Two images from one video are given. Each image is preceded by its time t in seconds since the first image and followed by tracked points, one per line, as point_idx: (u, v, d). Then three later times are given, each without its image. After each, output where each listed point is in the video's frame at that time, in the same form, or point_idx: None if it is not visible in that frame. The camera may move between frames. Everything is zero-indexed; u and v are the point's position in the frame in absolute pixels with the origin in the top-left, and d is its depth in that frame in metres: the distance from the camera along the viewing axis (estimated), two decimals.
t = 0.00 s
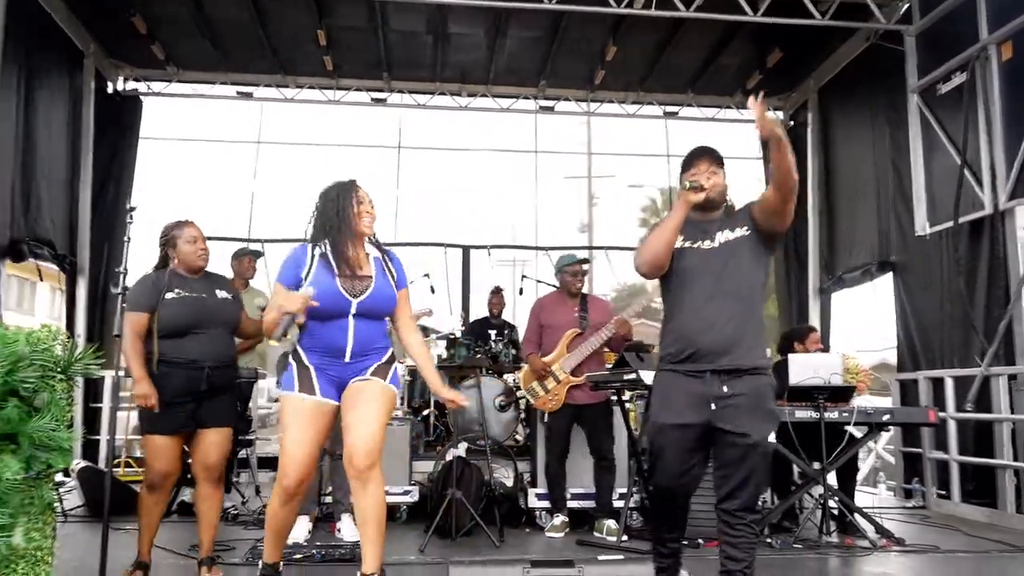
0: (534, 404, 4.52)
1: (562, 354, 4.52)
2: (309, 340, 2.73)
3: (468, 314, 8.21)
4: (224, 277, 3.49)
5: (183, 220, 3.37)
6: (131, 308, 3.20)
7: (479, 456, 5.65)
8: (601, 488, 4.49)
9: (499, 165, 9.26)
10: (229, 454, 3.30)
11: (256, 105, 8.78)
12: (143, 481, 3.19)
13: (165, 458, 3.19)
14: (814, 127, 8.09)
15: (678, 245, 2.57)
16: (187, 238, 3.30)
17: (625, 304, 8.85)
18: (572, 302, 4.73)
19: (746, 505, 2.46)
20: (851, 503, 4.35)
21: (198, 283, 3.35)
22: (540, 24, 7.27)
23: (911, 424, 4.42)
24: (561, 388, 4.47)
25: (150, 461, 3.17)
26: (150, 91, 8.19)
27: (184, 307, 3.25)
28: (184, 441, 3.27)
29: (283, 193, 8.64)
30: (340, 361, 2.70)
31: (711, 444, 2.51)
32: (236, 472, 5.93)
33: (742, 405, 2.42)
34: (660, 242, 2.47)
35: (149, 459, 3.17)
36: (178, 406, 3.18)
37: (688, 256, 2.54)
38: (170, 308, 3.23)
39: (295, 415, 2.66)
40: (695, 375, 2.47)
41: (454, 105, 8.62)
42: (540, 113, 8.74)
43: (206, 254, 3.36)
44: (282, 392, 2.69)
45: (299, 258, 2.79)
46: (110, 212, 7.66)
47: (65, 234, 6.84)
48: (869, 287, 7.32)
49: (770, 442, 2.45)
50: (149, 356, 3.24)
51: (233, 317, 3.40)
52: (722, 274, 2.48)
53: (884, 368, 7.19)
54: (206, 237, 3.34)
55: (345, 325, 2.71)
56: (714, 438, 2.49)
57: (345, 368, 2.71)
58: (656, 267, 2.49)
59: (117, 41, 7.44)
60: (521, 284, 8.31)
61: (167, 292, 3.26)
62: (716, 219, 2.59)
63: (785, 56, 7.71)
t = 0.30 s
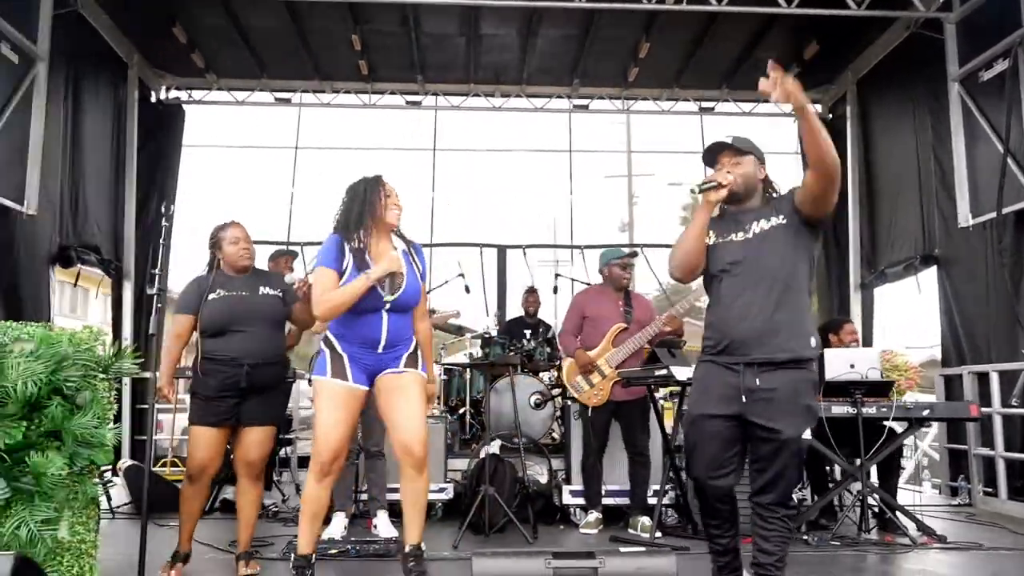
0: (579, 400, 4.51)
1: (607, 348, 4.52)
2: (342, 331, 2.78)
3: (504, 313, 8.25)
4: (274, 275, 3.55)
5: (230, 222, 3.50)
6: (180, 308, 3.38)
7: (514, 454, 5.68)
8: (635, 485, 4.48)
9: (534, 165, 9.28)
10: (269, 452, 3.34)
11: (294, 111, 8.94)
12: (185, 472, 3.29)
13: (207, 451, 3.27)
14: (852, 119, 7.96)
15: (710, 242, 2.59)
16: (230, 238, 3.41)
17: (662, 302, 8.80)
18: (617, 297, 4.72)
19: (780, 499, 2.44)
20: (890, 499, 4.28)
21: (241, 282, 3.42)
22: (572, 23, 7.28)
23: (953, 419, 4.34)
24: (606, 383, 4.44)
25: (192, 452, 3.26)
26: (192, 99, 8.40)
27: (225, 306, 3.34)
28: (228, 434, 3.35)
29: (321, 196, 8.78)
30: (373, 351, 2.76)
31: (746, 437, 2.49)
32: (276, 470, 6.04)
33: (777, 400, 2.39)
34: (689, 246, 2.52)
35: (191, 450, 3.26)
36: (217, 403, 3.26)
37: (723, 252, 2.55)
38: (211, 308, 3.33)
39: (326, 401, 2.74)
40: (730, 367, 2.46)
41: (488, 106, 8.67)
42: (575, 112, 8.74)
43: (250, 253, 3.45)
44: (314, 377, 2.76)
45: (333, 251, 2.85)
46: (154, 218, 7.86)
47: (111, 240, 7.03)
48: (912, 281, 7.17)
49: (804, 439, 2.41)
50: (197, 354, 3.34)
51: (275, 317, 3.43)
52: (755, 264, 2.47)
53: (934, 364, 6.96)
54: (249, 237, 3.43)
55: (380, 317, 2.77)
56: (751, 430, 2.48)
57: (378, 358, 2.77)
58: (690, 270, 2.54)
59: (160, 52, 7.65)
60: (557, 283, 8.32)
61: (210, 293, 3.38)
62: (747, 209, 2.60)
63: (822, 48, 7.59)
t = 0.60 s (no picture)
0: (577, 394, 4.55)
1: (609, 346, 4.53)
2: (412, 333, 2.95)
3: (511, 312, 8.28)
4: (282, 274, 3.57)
5: (239, 222, 3.53)
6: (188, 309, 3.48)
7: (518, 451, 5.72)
8: (636, 481, 4.51)
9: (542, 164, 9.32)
10: (274, 450, 3.40)
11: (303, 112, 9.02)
12: (190, 468, 3.34)
13: (213, 448, 3.32)
14: (859, 116, 7.95)
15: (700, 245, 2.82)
16: (236, 239, 3.44)
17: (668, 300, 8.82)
18: (624, 295, 4.71)
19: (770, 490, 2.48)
20: (891, 495, 4.28)
21: (242, 283, 3.46)
22: (576, 22, 7.31)
23: (954, 416, 4.33)
24: (604, 380, 4.47)
25: (198, 448, 3.31)
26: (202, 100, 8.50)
27: (222, 306, 3.39)
28: (234, 431, 3.41)
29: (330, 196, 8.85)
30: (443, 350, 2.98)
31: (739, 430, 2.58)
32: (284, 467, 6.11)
33: (759, 392, 2.51)
34: (670, 254, 2.86)
35: (197, 447, 3.32)
36: (218, 398, 3.32)
37: (706, 255, 2.75)
38: (211, 307, 3.40)
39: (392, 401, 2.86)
40: (718, 364, 2.61)
41: (495, 105, 8.72)
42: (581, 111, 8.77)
43: (257, 254, 3.47)
44: (382, 377, 2.88)
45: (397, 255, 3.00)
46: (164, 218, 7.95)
47: (120, 240, 7.13)
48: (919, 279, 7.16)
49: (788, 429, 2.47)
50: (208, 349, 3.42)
51: (273, 317, 3.44)
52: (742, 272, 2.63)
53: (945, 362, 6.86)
54: (254, 238, 3.45)
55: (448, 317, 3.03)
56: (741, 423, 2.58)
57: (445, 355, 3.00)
58: (678, 275, 2.86)
59: (170, 53, 7.74)
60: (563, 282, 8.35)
61: (211, 294, 3.44)
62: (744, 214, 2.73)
63: (827, 45, 7.59)
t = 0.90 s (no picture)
0: (567, 386, 4.61)
1: (594, 336, 4.59)
2: (481, 312, 3.27)
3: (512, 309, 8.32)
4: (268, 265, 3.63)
5: (238, 212, 3.62)
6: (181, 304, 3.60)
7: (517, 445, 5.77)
8: (631, 473, 4.55)
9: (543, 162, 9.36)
10: (262, 436, 3.47)
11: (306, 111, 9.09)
12: (180, 451, 3.38)
13: (203, 431, 3.38)
14: (859, 112, 7.96)
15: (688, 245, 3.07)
16: (231, 227, 3.52)
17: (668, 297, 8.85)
18: (608, 287, 4.81)
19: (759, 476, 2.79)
20: (885, 487, 4.31)
21: (227, 273, 3.54)
22: (576, 19, 7.34)
23: (948, 408, 4.35)
24: (592, 371, 4.53)
25: (188, 433, 3.36)
26: (206, 100, 8.57)
27: (207, 298, 3.49)
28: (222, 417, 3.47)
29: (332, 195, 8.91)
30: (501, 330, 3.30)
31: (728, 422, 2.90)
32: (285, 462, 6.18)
33: (743, 380, 2.82)
34: (664, 257, 3.13)
35: (186, 431, 3.37)
36: (206, 387, 3.40)
37: (695, 255, 3.03)
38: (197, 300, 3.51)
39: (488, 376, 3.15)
40: (706, 359, 2.93)
41: (496, 104, 8.76)
42: (582, 108, 8.80)
43: (250, 244, 3.53)
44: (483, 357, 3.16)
45: (467, 238, 3.29)
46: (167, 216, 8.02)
47: (124, 238, 7.20)
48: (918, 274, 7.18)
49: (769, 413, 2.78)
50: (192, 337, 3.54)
51: (252, 307, 3.48)
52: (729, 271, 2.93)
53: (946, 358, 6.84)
54: (249, 228, 3.53)
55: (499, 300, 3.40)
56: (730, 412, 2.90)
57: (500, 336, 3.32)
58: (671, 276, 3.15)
59: (173, 54, 7.81)
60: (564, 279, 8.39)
61: (201, 285, 3.55)
62: (731, 215, 3.00)
63: (827, 42, 7.61)
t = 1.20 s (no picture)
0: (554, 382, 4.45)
1: (578, 331, 4.55)
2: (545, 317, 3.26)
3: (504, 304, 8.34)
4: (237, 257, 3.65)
5: (214, 204, 3.64)
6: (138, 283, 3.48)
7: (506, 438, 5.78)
8: (617, 464, 4.57)
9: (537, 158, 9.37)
10: (231, 424, 3.48)
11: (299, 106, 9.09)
12: (157, 444, 3.45)
13: (175, 422, 3.42)
14: (852, 109, 7.97)
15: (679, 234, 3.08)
16: (208, 218, 3.54)
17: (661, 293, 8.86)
18: (590, 281, 4.83)
19: (755, 467, 2.85)
20: (870, 479, 4.32)
21: (198, 261, 3.55)
22: (568, 14, 7.35)
23: (931, 400, 4.37)
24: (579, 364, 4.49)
25: (161, 425, 3.41)
26: (199, 94, 8.57)
27: (173, 282, 3.49)
28: (191, 408, 3.49)
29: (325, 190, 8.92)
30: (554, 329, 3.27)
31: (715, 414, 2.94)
32: (274, 454, 6.18)
33: (728, 366, 2.86)
34: (652, 246, 3.12)
35: (160, 424, 3.42)
36: (168, 373, 3.40)
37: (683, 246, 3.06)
38: (164, 284, 3.51)
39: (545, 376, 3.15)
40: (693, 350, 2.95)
41: (490, 99, 8.76)
42: (575, 104, 8.80)
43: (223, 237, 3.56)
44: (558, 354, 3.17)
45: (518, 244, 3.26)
46: (160, 210, 8.04)
47: (116, 231, 7.21)
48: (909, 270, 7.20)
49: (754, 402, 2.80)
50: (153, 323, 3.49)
51: (219, 297, 3.50)
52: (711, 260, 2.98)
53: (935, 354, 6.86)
54: (226, 221, 3.56)
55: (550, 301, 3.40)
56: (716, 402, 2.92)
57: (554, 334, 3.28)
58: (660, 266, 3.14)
59: (166, 47, 7.82)
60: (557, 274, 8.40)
61: (169, 268, 3.55)
62: (716, 207, 3.02)
63: (819, 38, 7.62)
